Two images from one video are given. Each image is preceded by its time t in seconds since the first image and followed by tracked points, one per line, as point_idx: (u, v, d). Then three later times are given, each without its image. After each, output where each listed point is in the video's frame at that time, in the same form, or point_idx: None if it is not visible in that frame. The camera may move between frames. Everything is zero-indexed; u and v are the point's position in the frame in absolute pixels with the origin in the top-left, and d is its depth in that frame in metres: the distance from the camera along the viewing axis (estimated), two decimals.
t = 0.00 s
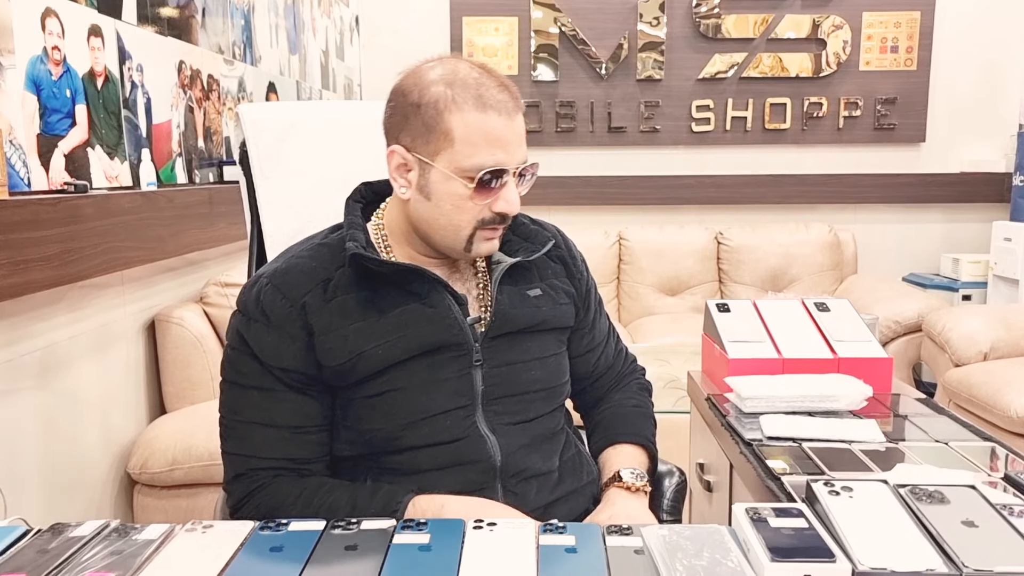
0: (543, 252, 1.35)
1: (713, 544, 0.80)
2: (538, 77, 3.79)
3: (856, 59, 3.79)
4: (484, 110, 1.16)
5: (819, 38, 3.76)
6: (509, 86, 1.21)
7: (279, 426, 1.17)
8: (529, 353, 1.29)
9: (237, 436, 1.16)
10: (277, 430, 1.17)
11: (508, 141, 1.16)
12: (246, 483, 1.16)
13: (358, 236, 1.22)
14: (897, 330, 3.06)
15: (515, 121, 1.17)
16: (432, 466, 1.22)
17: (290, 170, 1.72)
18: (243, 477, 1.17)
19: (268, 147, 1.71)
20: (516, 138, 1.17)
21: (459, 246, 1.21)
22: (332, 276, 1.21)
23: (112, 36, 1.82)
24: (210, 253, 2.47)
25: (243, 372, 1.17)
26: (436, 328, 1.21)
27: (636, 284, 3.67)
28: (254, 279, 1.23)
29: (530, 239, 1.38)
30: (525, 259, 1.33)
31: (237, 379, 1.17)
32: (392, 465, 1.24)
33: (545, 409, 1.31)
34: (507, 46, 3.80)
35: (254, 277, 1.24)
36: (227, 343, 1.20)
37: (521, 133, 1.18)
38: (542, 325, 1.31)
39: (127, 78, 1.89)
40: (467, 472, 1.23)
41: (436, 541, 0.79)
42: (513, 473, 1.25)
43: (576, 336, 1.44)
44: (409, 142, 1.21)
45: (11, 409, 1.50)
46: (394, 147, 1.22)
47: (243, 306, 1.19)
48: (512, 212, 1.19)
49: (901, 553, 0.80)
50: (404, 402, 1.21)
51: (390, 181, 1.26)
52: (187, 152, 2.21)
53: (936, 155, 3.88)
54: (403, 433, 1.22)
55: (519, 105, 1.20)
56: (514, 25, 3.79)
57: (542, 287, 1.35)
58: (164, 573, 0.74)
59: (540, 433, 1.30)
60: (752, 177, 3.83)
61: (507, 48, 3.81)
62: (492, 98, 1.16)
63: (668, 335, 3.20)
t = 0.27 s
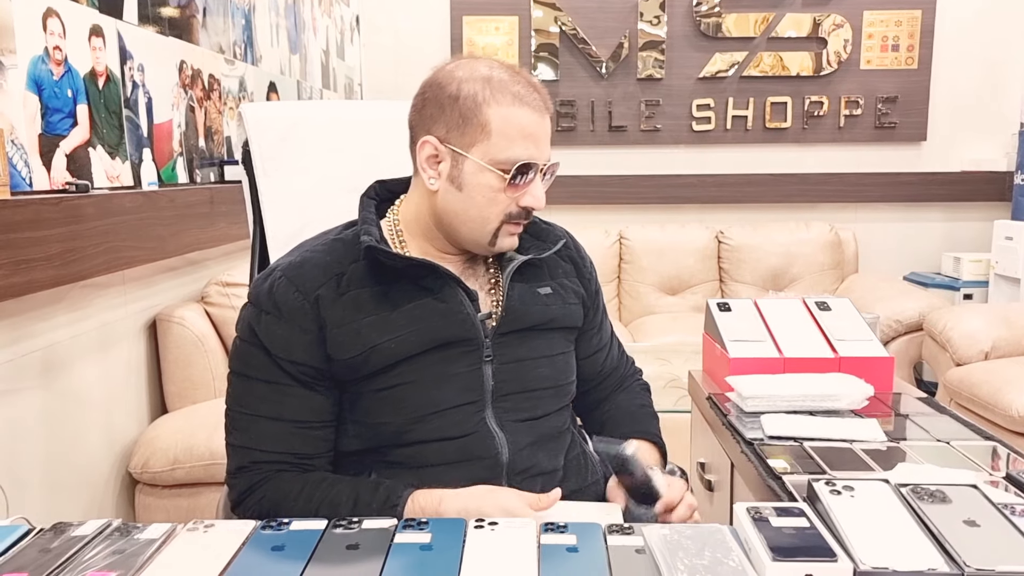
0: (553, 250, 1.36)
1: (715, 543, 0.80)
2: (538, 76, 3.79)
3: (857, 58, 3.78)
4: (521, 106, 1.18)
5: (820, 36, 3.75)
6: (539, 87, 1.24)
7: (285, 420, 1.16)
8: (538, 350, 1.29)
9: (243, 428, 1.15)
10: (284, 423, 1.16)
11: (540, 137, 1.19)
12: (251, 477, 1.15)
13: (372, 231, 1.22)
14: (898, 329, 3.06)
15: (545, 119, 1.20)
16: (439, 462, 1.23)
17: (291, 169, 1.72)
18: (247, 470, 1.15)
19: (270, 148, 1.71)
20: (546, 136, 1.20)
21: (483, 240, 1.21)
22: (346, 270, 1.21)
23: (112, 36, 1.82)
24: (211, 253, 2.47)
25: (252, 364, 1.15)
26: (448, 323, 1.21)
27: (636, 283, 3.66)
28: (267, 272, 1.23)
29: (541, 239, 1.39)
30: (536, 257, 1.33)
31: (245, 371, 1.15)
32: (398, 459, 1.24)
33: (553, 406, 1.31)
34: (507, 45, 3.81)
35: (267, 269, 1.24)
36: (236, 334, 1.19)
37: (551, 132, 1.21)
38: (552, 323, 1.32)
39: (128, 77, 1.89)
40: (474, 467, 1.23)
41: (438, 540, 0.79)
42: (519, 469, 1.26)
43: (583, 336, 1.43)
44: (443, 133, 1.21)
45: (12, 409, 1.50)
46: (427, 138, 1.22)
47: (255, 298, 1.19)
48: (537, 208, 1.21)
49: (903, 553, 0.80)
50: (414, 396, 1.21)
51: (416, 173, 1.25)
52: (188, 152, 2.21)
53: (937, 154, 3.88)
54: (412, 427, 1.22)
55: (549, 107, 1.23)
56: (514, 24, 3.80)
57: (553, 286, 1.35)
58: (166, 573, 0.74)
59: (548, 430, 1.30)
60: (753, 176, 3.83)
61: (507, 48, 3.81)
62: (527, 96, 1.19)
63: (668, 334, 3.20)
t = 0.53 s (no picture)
0: (558, 248, 1.36)
1: (714, 543, 0.80)
2: (538, 76, 3.79)
3: (857, 59, 3.78)
4: (517, 96, 1.18)
5: (820, 37, 3.75)
6: (537, 82, 1.24)
7: (290, 419, 1.16)
8: (543, 349, 1.29)
9: (247, 427, 1.15)
10: (288, 422, 1.16)
11: (537, 126, 1.19)
12: (254, 477, 1.14)
13: (380, 229, 1.23)
14: (898, 329, 3.06)
15: (542, 109, 1.20)
16: (444, 462, 1.22)
17: (292, 168, 1.72)
18: (250, 470, 1.15)
19: (271, 148, 1.71)
20: (544, 127, 1.20)
21: (482, 232, 1.20)
22: (353, 268, 1.21)
23: (113, 35, 1.82)
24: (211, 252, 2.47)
25: (256, 363, 1.15)
26: (455, 322, 1.21)
27: (636, 283, 3.66)
28: (273, 270, 1.23)
29: (545, 236, 1.39)
30: (542, 254, 1.34)
31: (250, 370, 1.15)
32: (402, 459, 1.23)
33: (558, 405, 1.32)
34: (508, 45, 3.81)
35: (273, 268, 1.24)
36: (241, 333, 1.19)
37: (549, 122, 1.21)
38: (557, 321, 1.32)
39: (128, 76, 1.89)
40: (479, 467, 1.23)
41: (439, 540, 0.79)
42: (524, 469, 1.26)
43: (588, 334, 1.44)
44: (441, 126, 1.21)
45: (12, 408, 1.50)
46: (425, 131, 1.22)
47: (260, 296, 1.19)
48: (537, 199, 1.20)
49: (904, 553, 0.80)
50: (420, 394, 1.21)
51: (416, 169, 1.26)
52: (188, 151, 2.21)
53: (938, 154, 3.88)
54: (417, 426, 1.21)
55: (547, 99, 1.23)
56: (514, 24, 3.80)
57: (558, 283, 1.35)
58: (166, 572, 0.74)
59: (551, 430, 1.30)
60: (753, 176, 3.83)
61: (507, 48, 3.81)
62: (523, 87, 1.19)
63: (668, 334, 3.20)
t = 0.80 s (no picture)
0: (554, 248, 1.36)
1: (715, 543, 0.80)
2: (538, 76, 3.79)
3: (857, 57, 3.78)
4: (498, 85, 1.18)
5: (820, 36, 3.75)
6: (522, 73, 1.24)
7: (287, 421, 1.16)
8: (540, 350, 1.29)
9: (245, 430, 1.15)
10: (285, 425, 1.16)
11: (520, 114, 1.18)
12: (253, 481, 1.15)
13: (374, 231, 1.23)
14: (898, 328, 3.06)
15: (526, 97, 1.19)
16: (441, 466, 1.22)
17: (291, 168, 1.72)
18: (250, 474, 1.15)
19: (270, 148, 1.71)
20: (528, 115, 1.19)
21: (473, 224, 1.20)
22: (348, 271, 1.21)
23: (112, 35, 1.82)
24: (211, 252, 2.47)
25: (253, 366, 1.16)
26: (450, 324, 1.20)
27: (636, 282, 3.66)
28: (269, 272, 1.23)
29: (542, 236, 1.39)
30: (537, 254, 1.33)
31: (247, 373, 1.16)
32: (400, 462, 1.23)
33: (555, 407, 1.31)
34: (507, 45, 3.81)
35: (269, 270, 1.24)
36: (238, 336, 1.19)
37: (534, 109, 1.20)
38: (554, 321, 1.31)
39: (127, 77, 1.89)
40: (476, 470, 1.22)
41: (439, 540, 0.79)
42: (521, 472, 1.25)
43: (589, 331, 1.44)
44: (425, 122, 1.22)
45: (13, 409, 1.50)
46: (411, 128, 1.23)
47: (256, 299, 1.19)
48: (526, 188, 1.18)
49: (904, 553, 0.80)
50: (415, 397, 1.20)
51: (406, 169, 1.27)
52: (188, 152, 2.21)
53: (937, 153, 3.88)
54: (414, 429, 1.21)
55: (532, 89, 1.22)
56: (514, 24, 3.80)
57: (554, 283, 1.35)
58: (166, 573, 0.74)
59: (548, 432, 1.30)
60: (753, 176, 3.83)
61: (507, 48, 3.81)
62: (504, 75, 1.19)
63: (668, 334, 3.20)
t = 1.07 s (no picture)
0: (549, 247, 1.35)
1: (715, 542, 0.80)
2: (538, 76, 3.79)
3: (857, 57, 3.78)
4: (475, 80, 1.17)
5: (819, 35, 3.75)
6: (507, 69, 1.22)
7: (283, 422, 1.17)
8: (535, 351, 1.28)
9: (241, 432, 1.16)
10: (280, 427, 1.16)
11: (498, 109, 1.17)
12: (249, 484, 1.15)
13: (366, 233, 1.23)
14: (898, 328, 3.06)
15: (506, 93, 1.18)
16: (436, 468, 1.22)
17: (291, 168, 1.73)
18: (247, 476, 1.16)
19: (269, 147, 1.71)
20: (509, 111, 1.17)
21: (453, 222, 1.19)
22: (341, 272, 1.21)
23: (112, 34, 1.82)
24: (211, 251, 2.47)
25: (248, 367, 1.16)
26: (443, 326, 1.20)
27: (636, 281, 3.66)
28: (262, 274, 1.23)
29: (537, 235, 1.38)
30: (531, 253, 1.32)
31: (242, 374, 1.16)
32: (396, 464, 1.23)
33: (551, 408, 1.31)
34: (507, 44, 3.81)
35: (263, 272, 1.24)
36: (232, 337, 1.20)
37: (515, 105, 1.18)
38: (550, 321, 1.30)
39: (127, 76, 1.89)
40: (472, 473, 1.22)
41: (437, 539, 0.79)
42: (517, 474, 1.25)
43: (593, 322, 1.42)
44: (408, 120, 1.23)
45: (11, 408, 1.49)
46: (395, 126, 1.24)
47: (250, 300, 1.19)
48: (505, 184, 1.17)
49: (903, 553, 0.80)
50: (409, 400, 1.20)
51: (393, 167, 1.28)
52: (188, 151, 2.21)
53: (937, 153, 3.87)
54: (408, 432, 1.21)
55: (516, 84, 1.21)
56: (514, 23, 3.79)
57: (550, 282, 1.34)
58: (164, 572, 0.74)
59: (544, 434, 1.30)
60: (754, 175, 3.82)
61: (507, 47, 3.80)
62: (482, 70, 1.18)
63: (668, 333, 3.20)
